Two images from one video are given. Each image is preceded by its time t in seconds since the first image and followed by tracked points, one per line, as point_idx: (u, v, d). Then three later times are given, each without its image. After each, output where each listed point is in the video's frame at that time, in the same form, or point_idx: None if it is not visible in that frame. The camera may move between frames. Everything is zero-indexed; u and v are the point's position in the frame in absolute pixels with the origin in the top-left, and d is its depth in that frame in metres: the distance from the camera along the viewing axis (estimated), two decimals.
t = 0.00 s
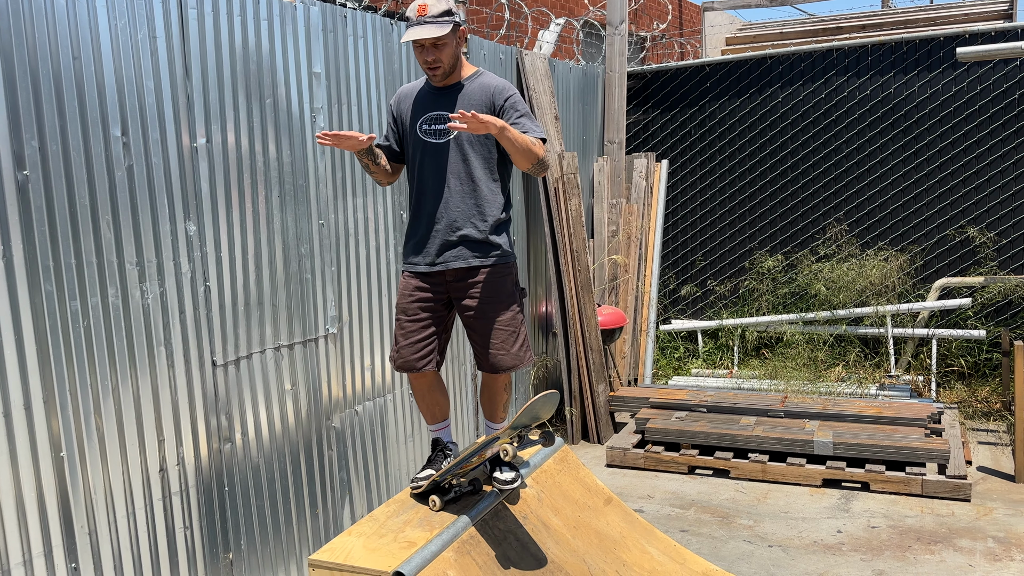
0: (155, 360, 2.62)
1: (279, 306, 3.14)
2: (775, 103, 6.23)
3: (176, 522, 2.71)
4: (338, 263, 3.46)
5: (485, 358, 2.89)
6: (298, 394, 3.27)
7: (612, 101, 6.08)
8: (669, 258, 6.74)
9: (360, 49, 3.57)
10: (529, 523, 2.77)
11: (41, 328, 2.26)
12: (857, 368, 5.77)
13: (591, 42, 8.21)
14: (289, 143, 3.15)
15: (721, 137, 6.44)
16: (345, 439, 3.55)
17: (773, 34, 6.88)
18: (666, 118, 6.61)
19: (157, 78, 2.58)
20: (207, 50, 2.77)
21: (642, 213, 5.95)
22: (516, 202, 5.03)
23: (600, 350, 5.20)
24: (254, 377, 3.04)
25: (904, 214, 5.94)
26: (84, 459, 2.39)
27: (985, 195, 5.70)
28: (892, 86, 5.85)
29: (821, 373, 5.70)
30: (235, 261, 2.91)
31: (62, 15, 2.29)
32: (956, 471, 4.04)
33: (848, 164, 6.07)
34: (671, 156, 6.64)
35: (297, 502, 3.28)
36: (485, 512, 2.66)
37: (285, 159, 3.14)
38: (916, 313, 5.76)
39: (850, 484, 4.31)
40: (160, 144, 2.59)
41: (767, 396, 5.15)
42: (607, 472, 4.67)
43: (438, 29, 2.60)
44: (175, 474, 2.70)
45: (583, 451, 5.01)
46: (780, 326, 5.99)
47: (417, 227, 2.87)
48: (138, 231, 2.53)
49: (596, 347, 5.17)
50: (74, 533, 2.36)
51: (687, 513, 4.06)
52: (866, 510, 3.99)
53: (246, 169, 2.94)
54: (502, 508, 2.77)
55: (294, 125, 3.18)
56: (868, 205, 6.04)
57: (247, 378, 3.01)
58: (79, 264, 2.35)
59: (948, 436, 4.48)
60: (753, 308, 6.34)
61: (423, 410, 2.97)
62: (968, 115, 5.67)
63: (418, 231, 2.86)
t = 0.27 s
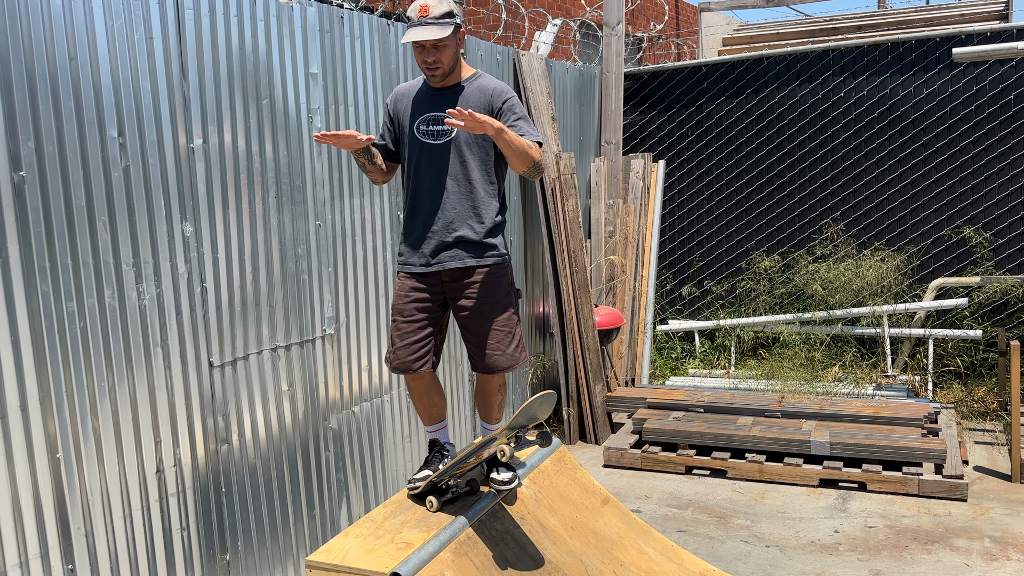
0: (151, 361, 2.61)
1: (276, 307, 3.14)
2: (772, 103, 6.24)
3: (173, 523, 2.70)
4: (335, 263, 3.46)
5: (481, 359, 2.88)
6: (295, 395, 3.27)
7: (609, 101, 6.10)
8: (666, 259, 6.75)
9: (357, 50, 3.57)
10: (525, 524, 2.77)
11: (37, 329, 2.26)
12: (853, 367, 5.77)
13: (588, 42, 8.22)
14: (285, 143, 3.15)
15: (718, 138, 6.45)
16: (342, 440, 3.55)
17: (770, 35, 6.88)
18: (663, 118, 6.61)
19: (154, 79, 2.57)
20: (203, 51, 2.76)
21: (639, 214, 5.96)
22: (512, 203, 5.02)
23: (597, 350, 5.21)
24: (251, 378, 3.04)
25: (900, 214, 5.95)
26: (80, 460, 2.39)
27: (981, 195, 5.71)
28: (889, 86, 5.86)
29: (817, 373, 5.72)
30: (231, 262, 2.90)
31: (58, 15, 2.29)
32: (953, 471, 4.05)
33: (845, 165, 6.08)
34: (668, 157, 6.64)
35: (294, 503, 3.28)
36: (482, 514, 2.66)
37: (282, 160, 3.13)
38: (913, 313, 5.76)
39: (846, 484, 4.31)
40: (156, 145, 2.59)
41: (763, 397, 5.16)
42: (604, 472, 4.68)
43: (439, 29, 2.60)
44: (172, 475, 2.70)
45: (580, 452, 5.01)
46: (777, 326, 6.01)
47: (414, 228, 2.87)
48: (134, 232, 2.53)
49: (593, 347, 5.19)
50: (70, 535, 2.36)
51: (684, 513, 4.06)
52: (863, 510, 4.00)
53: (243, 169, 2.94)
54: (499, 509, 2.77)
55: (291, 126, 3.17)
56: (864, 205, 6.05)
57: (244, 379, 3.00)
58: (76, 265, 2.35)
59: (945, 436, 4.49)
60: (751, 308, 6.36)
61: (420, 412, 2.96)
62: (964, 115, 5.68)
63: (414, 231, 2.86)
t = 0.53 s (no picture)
0: (147, 364, 2.61)
1: (272, 308, 3.13)
2: (767, 104, 6.25)
3: (169, 526, 2.70)
4: (330, 265, 3.45)
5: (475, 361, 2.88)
6: (291, 397, 3.26)
7: (605, 103, 6.13)
8: (662, 260, 6.76)
9: (353, 51, 3.57)
10: (522, 526, 2.77)
11: (32, 331, 2.25)
12: (849, 368, 5.80)
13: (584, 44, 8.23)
14: (281, 145, 3.14)
15: (713, 139, 6.45)
16: (338, 442, 3.55)
17: (765, 36, 6.90)
18: (658, 120, 6.62)
19: (149, 81, 2.57)
20: (198, 53, 2.76)
21: (635, 214, 5.93)
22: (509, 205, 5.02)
23: (593, 351, 5.20)
24: (247, 380, 3.03)
25: (895, 215, 5.96)
26: (76, 463, 2.38)
27: (976, 195, 5.73)
28: (884, 87, 5.88)
29: (813, 375, 5.72)
30: (227, 264, 2.90)
31: (53, 17, 2.28)
32: (949, 471, 4.06)
33: (840, 166, 6.09)
34: (664, 158, 6.65)
35: (290, 506, 3.27)
36: (478, 516, 2.65)
37: (278, 162, 3.13)
38: (908, 314, 5.77)
39: (843, 484, 4.32)
40: (151, 146, 2.59)
41: (760, 397, 5.16)
42: (601, 474, 4.67)
43: (450, 33, 2.60)
44: (168, 478, 2.69)
45: (577, 453, 5.01)
46: (773, 327, 5.99)
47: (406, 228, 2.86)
48: (130, 235, 2.52)
49: (590, 347, 5.17)
50: (65, 538, 2.35)
51: (680, 514, 4.06)
52: (859, 510, 4.00)
53: (238, 170, 2.93)
54: (496, 511, 2.76)
55: (286, 128, 3.17)
56: (859, 206, 6.06)
57: (240, 381, 3.00)
58: (71, 267, 2.34)
59: (941, 437, 4.49)
60: (746, 308, 6.31)
61: (415, 413, 2.95)
62: (959, 116, 5.70)
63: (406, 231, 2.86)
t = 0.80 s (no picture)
0: (142, 367, 2.60)
1: (267, 311, 3.13)
2: (762, 106, 6.26)
3: (164, 529, 2.69)
4: (326, 267, 3.45)
5: (462, 361, 2.87)
6: (287, 399, 3.26)
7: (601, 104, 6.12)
8: (658, 261, 6.77)
9: (348, 53, 3.57)
10: (519, 527, 2.77)
11: (26, 334, 2.24)
12: (844, 369, 5.80)
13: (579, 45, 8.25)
14: (276, 147, 3.14)
15: (708, 141, 6.46)
16: (334, 445, 3.54)
17: (760, 38, 6.92)
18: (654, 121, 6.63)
19: (144, 84, 2.56)
20: (193, 55, 2.76)
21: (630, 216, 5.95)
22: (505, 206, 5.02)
23: (589, 352, 5.20)
24: (242, 383, 3.02)
25: (890, 216, 5.98)
26: (70, 466, 2.37)
27: (970, 197, 5.75)
28: (878, 89, 5.89)
29: (808, 376, 5.74)
30: (222, 266, 2.89)
31: (46, 19, 2.28)
32: (944, 472, 4.06)
33: (835, 167, 6.10)
34: (659, 159, 6.66)
35: (286, 508, 3.27)
36: (474, 518, 2.66)
37: (273, 164, 3.12)
38: (903, 315, 5.78)
39: (838, 485, 4.33)
40: (146, 148, 2.58)
41: (755, 398, 5.16)
42: (597, 475, 4.68)
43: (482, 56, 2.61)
44: (163, 480, 2.69)
45: (573, 454, 5.01)
46: (768, 328, 5.99)
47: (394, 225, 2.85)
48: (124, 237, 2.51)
49: (585, 349, 5.18)
50: (60, 541, 2.34)
51: (676, 516, 4.07)
52: (854, 511, 4.01)
53: (233, 172, 2.93)
54: (492, 512, 2.77)
55: (282, 130, 3.17)
56: (854, 207, 6.08)
57: (235, 383, 2.99)
58: (65, 269, 2.33)
59: (936, 437, 4.51)
60: (741, 310, 6.34)
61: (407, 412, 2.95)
62: (954, 118, 5.71)
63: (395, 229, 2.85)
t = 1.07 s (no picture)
0: (136, 369, 2.59)
1: (261, 312, 3.12)
2: (756, 108, 6.27)
3: (158, 532, 2.68)
4: (320, 269, 3.44)
5: (452, 362, 2.86)
6: (281, 401, 3.25)
7: (596, 106, 6.13)
8: (653, 263, 6.77)
9: (342, 55, 3.56)
10: (514, 529, 2.77)
11: (19, 336, 2.23)
12: (838, 370, 5.78)
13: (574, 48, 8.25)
14: (270, 148, 3.13)
15: (703, 142, 6.48)
16: (329, 447, 3.53)
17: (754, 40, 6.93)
18: (648, 123, 6.65)
19: (137, 85, 2.56)
20: (187, 56, 2.75)
21: (625, 218, 5.99)
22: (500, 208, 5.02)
23: (584, 355, 5.19)
24: (236, 385, 3.01)
25: (884, 218, 6.00)
26: (63, 468, 2.36)
27: (964, 198, 5.77)
28: (872, 91, 5.91)
29: (803, 377, 5.72)
30: (216, 268, 2.88)
31: (40, 20, 2.27)
32: (938, 472, 4.07)
33: (829, 168, 6.12)
34: (654, 161, 6.67)
35: (280, 511, 3.26)
36: (469, 521, 2.64)
37: (267, 165, 3.12)
38: (897, 316, 5.79)
39: (833, 486, 4.33)
40: (139, 149, 2.57)
41: (750, 400, 5.17)
42: (592, 476, 4.68)
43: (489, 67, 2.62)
44: (157, 483, 2.68)
45: (568, 456, 5.01)
46: (763, 329, 6.02)
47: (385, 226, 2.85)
48: (117, 239, 2.50)
49: (580, 351, 5.17)
50: (53, 544, 2.33)
51: (671, 517, 4.07)
52: (849, 512, 4.02)
53: (227, 173, 2.92)
54: (487, 514, 2.76)
55: (276, 132, 3.16)
56: (848, 209, 6.10)
57: (229, 386, 2.98)
58: (58, 271, 2.32)
59: (930, 438, 4.52)
60: (734, 311, 6.33)
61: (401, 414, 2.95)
62: (947, 120, 5.73)
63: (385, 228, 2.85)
